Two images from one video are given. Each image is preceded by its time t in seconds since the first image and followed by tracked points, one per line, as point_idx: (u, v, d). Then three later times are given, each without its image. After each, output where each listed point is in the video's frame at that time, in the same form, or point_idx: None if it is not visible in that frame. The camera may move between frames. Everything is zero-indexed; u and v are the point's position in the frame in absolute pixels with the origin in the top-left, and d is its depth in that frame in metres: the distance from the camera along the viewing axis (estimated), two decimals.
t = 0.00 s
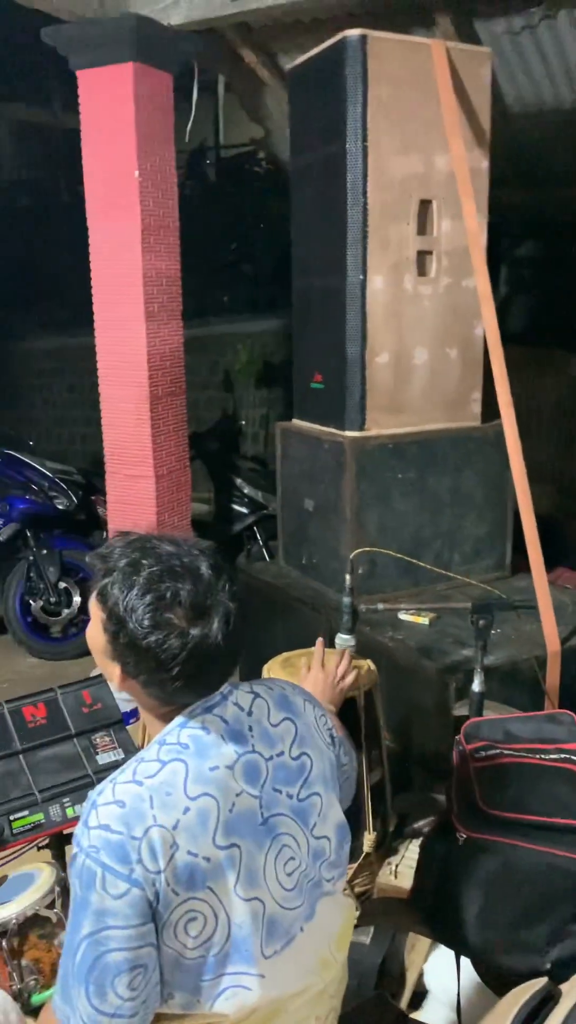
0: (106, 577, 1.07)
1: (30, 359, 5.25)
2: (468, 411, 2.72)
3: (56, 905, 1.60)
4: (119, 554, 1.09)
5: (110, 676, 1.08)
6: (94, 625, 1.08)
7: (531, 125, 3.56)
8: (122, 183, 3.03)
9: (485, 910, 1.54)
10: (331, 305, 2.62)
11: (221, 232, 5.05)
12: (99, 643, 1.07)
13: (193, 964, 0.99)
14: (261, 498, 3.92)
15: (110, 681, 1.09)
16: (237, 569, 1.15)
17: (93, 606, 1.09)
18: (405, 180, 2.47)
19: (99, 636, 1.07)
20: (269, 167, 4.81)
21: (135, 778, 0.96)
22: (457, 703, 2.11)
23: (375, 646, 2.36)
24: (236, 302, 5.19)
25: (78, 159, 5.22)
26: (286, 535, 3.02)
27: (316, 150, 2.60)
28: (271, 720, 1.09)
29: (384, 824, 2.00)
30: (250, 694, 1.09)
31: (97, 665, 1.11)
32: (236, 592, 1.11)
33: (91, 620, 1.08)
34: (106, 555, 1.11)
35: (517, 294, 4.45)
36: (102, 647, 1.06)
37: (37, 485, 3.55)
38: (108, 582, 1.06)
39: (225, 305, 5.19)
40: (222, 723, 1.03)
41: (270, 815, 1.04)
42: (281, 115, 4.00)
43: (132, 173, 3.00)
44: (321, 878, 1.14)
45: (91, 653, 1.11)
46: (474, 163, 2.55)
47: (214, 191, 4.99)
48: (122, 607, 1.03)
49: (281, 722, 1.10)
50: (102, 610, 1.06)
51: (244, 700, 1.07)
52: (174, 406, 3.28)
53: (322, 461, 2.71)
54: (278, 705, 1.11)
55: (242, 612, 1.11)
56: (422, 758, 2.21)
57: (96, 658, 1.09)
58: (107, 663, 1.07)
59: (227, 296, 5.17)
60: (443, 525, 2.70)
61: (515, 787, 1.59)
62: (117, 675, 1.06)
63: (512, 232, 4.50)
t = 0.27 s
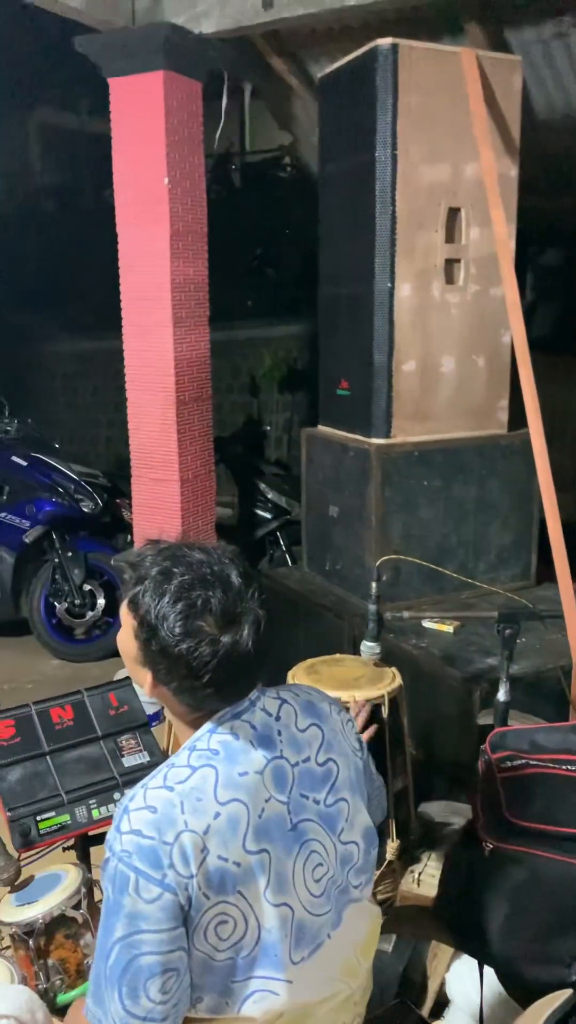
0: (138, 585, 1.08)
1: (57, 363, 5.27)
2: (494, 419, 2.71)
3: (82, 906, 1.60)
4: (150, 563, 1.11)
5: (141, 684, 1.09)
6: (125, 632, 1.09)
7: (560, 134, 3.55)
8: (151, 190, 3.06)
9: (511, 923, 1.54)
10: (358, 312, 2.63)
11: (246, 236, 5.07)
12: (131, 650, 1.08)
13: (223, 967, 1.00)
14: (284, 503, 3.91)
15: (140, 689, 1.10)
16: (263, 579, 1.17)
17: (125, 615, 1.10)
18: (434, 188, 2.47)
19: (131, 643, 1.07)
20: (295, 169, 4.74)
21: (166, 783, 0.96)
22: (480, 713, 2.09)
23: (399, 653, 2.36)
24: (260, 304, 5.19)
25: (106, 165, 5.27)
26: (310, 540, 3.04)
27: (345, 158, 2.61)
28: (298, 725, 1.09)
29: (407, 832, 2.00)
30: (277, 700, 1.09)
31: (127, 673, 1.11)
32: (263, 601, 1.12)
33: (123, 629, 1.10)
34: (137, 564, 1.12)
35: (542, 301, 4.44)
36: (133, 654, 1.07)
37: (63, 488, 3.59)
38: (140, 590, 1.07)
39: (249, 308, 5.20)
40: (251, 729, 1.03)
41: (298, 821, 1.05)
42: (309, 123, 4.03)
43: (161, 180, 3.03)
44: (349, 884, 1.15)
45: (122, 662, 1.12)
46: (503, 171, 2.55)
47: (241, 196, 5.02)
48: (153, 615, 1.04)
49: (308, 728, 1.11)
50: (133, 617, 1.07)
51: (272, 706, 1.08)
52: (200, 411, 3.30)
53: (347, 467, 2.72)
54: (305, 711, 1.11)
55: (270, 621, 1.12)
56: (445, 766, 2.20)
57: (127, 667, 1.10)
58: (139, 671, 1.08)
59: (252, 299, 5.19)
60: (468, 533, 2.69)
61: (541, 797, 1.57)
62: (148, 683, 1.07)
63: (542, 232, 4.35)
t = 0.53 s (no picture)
0: (166, 586, 1.09)
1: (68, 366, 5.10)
2: (508, 422, 2.71)
3: (98, 908, 1.61)
4: (178, 565, 1.12)
5: (163, 685, 1.10)
6: (150, 633, 1.10)
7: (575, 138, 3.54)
8: (167, 194, 3.08)
9: (526, 926, 1.54)
10: (372, 316, 2.64)
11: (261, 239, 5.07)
12: (155, 652, 1.09)
13: (240, 969, 1.00)
14: (298, 507, 3.96)
15: (161, 690, 1.11)
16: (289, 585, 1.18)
17: (150, 616, 1.11)
18: (449, 193, 2.48)
19: (156, 645, 1.08)
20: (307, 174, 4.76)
21: (183, 787, 0.97)
22: (495, 716, 2.11)
23: (413, 658, 2.36)
24: (274, 307, 5.14)
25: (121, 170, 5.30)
26: (324, 544, 3.04)
27: (360, 163, 2.62)
28: (312, 727, 1.09)
29: (422, 838, 1.97)
30: (291, 703, 1.09)
31: (149, 675, 1.12)
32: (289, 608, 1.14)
33: (148, 630, 1.10)
34: (164, 565, 1.13)
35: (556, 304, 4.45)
36: (159, 655, 1.08)
37: (78, 491, 3.61)
38: (168, 592, 1.08)
39: (262, 310, 5.14)
40: (265, 731, 1.04)
41: (314, 824, 1.05)
42: (323, 128, 4.04)
43: (176, 185, 3.05)
44: (364, 887, 1.15)
45: (143, 663, 1.12)
46: (518, 175, 2.54)
47: (254, 201, 5.04)
48: (182, 618, 1.05)
49: (322, 729, 1.11)
50: (160, 619, 1.08)
51: (286, 709, 1.08)
52: (214, 415, 3.32)
53: (361, 470, 2.72)
54: (318, 714, 1.11)
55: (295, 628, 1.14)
56: (459, 771, 2.20)
57: (149, 668, 1.11)
58: (162, 672, 1.09)
59: (264, 301, 5.13)
60: (482, 537, 2.69)
61: (559, 804, 1.55)
62: (172, 685, 1.08)
63: (555, 235, 4.35)
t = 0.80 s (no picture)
0: (186, 590, 1.09)
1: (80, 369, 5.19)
2: (518, 425, 2.71)
3: (110, 910, 1.61)
4: (197, 571, 1.12)
5: (177, 691, 1.09)
6: (164, 638, 1.09)
7: None
8: (176, 199, 3.10)
9: (537, 929, 1.54)
10: (382, 319, 2.64)
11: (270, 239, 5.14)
12: (171, 656, 1.08)
13: (253, 976, 1.01)
14: (307, 510, 3.98)
15: (174, 696, 1.10)
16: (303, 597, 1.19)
17: (166, 620, 1.10)
18: (458, 196, 2.48)
19: (172, 649, 1.08)
20: (316, 177, 4.84)
21: (194, 796, 0.97)
22: (505, 720, 2.11)
23: (423, 660, 2.36)
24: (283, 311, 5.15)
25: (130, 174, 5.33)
26: (333, 546, 3.04)
27: (369, 166, 2.63)
28: (321, 732, 1.10)
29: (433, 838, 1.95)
30: (300, 708, 1.09)
31: (162, 680, 1.11)
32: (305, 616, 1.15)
33: (164, 634, 1.10)
34: (182, 571, 1.14)
35: (565, 307, 4.47)
36: (175, 660, 1.07)
37: (89, 494, 3.63)
38: (188, 595, 1.08)
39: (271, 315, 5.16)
40: (275, 738, 1.04)
41: (326, 830, 1.05)
42: (332, 132, 4.06)
43: (186, 189, 3.06)
44: (376, 891, 1.15)
45: (157, 668, 1.11)
46: (527, 177, 2.55)
47: (264, 204, 5.06)
48: (203, 620, 1.05)
49: (331, 733, 1.11)
50: (179, 622, 1.07)
51: (295, 714, 1.08)
52: (224, 418, 3.33)
53: (371, 473, 2.72)
54: (327, 718, 1.12)
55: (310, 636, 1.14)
56: (469, 773, 2.20)
57: (164, 674, 1.10)
58: (178, 677, 1.08)
59: (274, 307, 5.16)
60: (492, 540, 2.69)
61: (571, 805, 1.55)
62: (188, 690, 1.07)
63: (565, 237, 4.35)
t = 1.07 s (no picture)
0: (192, 603, 1.08)
1: (87, 370, 5.19)
2: (525, 425, 2.71)
3: (118, 910, 1.62)
4: (193, 580, 1.11)
5: (205, 703, 1.09)
6: (180, 655, 1.08)
7: None
8: (184, 201, 3.10)
9: (546, 929, 1.55)
10: (389, 319, 2.64)
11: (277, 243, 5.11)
12: (195, 672, 1.07)
13: (271, 976, 1.02)
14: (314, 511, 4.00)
15: (202, 709, 1.10)
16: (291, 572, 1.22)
17: (174, 638, 1.09)
18: (465, 196, 2.48)
19: (194, 664, 1.07)
20: (323, 176, 4.79)
21: (210, 802, 0.97)
22: (512, 720, 2.10)
23: (430, 659, 2.36)
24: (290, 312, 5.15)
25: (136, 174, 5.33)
26: (340, 547, 3.05)
27: (376, 167, 2.63)
28: (333, 730, 1.09)
29: (441, 838, 1.98)
30: (311, 706, 1.09)
31: (183, 699, 1.10)
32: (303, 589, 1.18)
33: (177, 653, 1.08)
34: (176, 584, 1.12)
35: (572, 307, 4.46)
36: (201, 673, 1.07)
37: (96, 494, 3.64)
38: (197, 607, 1.07)
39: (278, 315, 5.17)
40: (289, 738, 1.04)
41: (342, 829, 1.05)
42: (339, 133, 4.07)
43: (193, 191, 3.07)
44: (389, 888, 1.16)
45: (175, 690, 1.10)
46: (534, 177, 2.55)
47: (270, 205, 5.06)
48: (225, 627, 1.05)
49: (342, 731, 1.11)
50: (195, 637, 1.06)
51: (305, 714, 1.08)
52: (231, 419, 3.34)
53: (378, 473, 2.72)
54: (337, 716, 1.12)
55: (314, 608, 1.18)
56: (477, 774, 2.20)
57: (186, 692, 1.09)
58: (207, 689, 1.08)
59: (280, 306, 5.16)
60: (499, 540, 2.69)
61: None
62: (219, 699, 1.08)
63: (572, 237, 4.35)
